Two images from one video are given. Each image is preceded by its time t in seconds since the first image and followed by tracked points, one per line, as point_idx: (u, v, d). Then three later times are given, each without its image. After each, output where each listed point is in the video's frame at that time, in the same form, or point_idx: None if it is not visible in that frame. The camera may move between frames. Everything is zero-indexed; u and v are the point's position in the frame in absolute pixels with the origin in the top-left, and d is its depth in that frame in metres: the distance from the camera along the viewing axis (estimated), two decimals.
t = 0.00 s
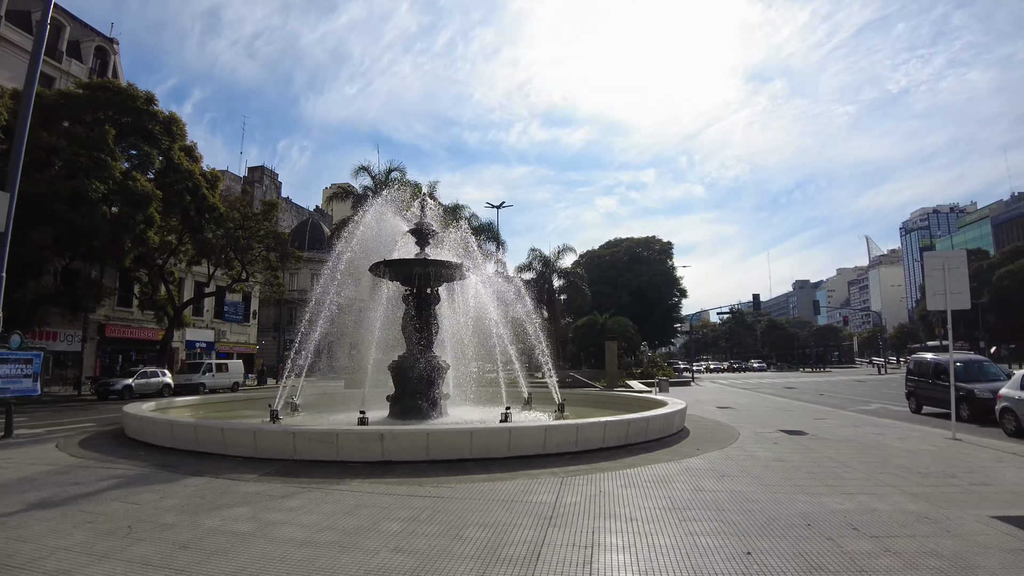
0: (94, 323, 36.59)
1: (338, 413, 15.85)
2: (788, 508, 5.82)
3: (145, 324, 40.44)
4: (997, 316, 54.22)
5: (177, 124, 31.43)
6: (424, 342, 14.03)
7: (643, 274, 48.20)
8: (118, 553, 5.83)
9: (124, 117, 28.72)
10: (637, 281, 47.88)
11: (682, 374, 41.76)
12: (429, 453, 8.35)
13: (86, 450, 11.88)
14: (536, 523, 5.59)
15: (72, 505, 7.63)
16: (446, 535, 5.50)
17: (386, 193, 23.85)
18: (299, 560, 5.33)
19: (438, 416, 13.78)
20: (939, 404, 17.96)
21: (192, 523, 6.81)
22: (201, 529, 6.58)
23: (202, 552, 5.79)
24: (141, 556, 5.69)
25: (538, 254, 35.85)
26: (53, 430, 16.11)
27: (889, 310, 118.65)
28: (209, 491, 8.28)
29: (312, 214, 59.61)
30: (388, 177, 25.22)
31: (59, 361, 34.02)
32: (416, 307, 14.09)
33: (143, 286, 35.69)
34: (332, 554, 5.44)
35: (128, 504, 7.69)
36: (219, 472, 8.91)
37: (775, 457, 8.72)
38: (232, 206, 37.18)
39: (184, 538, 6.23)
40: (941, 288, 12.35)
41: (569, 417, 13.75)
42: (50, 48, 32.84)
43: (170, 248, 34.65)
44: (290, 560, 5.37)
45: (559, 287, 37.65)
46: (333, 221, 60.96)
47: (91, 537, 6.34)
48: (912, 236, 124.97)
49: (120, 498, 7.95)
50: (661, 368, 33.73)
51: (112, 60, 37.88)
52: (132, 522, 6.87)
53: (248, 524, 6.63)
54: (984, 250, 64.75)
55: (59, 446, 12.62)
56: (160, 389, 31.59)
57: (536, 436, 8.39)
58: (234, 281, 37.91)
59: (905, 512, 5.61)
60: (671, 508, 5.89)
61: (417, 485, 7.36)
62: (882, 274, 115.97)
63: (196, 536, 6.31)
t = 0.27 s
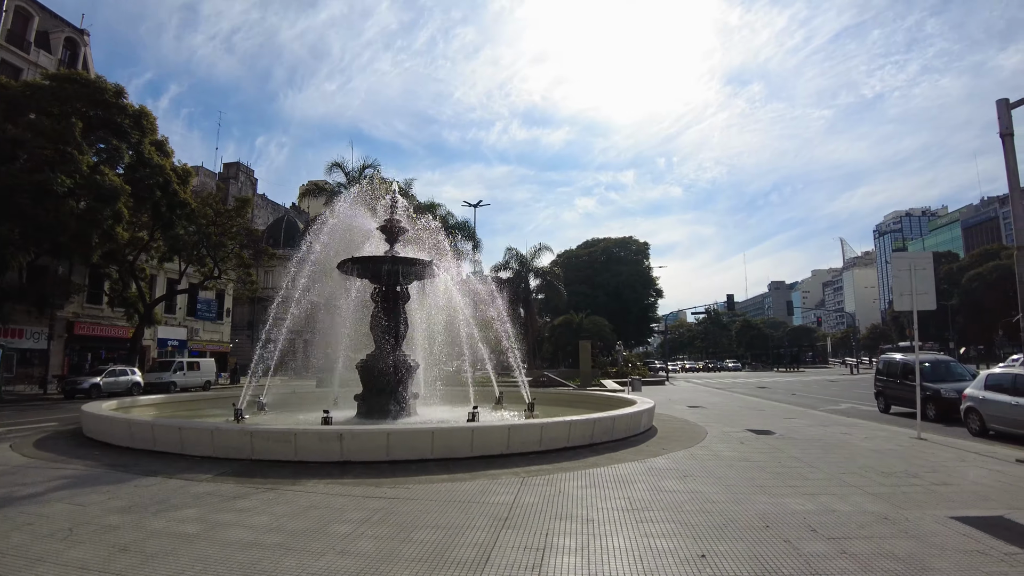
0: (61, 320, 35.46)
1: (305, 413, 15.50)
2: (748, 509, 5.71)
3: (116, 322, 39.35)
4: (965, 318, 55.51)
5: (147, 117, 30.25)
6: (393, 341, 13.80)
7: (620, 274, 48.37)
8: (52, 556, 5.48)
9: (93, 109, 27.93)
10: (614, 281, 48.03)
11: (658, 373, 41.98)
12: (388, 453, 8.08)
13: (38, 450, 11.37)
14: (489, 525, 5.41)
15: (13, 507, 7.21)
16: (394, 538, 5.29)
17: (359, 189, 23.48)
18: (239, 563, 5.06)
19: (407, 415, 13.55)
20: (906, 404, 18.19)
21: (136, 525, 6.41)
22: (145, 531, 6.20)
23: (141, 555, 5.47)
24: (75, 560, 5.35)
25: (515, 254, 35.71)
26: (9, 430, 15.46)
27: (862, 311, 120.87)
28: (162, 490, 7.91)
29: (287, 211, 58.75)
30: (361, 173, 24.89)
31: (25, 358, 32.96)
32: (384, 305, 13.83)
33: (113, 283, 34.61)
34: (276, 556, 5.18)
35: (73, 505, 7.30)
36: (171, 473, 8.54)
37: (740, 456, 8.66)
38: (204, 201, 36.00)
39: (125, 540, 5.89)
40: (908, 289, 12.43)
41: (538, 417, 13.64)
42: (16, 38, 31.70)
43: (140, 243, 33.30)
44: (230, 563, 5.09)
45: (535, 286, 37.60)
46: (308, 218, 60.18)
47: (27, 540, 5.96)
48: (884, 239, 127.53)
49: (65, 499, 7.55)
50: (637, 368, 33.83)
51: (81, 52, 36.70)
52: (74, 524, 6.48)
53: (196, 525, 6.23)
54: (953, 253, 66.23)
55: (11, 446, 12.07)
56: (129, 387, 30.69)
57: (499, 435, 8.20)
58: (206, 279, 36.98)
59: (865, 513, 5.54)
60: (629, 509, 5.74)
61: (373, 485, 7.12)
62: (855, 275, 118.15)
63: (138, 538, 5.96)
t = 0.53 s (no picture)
0: (40, 319, 34.73)
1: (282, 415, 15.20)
2: (721, 515, 5.56)
3: (97, 322, 38.59)
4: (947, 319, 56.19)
5: (128, 115, 29.57)
6: (371, 342, 13.55)
7: (607, 275, 48.39)
8: None
9: (72, 106, 27.39)
10: (600, 282, 47.99)
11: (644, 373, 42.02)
12: (358, 457, 7.85)
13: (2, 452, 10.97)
14: (453, 533, 5.22)
15: None
16: (354, 547, 5.08)
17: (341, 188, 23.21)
18: (190, 573, 4.81)
19: (386, 417, 13.33)
20: (888, 405, 18.22)
21: (90, 531, 6.08)
22: (100, 537, 5.89)
23: (90, 564, 5.18)
24: (19, 569, 5.05)
25: (501, 254, 35.56)
26: None
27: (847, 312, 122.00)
28: (124, 493, 7.59)
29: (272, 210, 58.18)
30: (343, 172, 24.62)
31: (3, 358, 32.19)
32: (362, 305, 13.58)
33: (93, 283, 33.88)
34: (229, 565, 4.94)
35: (28, 509, 6.96)
36: (134, 476, 8.25)
37: (718, 459, 8.55)
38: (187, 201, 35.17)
39: (76, 547, 5.58)
40: (888, 290, 12.38)
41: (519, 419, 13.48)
42: None
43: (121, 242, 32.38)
44: (181, 572, 4.84)
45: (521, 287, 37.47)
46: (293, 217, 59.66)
47: None
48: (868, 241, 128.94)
49: (21, 503, 7.20)
50: (622, 368, 33.78)
51: (62, 47, 36.08)
52: (26, 530, 6.15)
53: (153, 531, 5.94)
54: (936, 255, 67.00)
55: None
56: (109, 388, 30.06)
57: (472, 438, 8.00)
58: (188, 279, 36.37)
59: (840, 519, 5.41)
60: (599, 516, 5.58)
61: (339, 491, 6.90)
62: (841, 277, 119.23)
63: (91, 545, 5.65)
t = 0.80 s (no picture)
0: (27, 318, 34.21)
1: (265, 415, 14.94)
2: (701, 519, 5.40)
3: (85, 320, 38.10)
4: (939, 319, 56.48)
5: (114, 111, 29.03)
6: (355, 341, 13.32)
7: (599, 275, 48.27)
8: None
9: (57, 102, 26.88)
10: (593, 281, 47.87)
11: (636, 373, 41.91)
12: (333, 458, 7.63)
13: None
14: (422, 537, 5.03)
15: None
16: (320, 551, 4.88)
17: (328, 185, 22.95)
18: None
19: (370, 417, 13.12)
20: (878, 405, 18.14)
21: (50, 533, 5.84)
22: (59, 539, 5.65)
23: (44, 568, 4.95)
24: None
25: (492, 253, 35.37)
26: None
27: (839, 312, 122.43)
28: (92, 493, 7.32)
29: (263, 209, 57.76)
30: (332, 169, 24.36)
31: None
32: (345, 304, 13.33)
33: (80, 281, 33.38)
34: (187, 571, 4.73)
35: None
36: (103, 477, 8.01)
37: (703, 460, 8.39)
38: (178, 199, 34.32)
39: (32, 551, 5.34)
40: (877, 289, 12.26)
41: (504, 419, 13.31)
42: None
43: (109, 240, 31.82)
44: None
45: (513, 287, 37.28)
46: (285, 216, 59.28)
47: None
48: (860, 241, 129.57)
49: None
50: (613, 368, 33.68)
51: (50, 44, 35.60)
52: None
53: (116, 534, 5.74)
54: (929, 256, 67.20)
55: None
56: (96, 386, 29.69)
57: (451, 439, 7.80)
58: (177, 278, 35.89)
59: (823, 523, 5.25)
60: (575, 519, 5.40)
61: (311, 493, 6.69)
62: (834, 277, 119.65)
63: (49, 548, 5.41)
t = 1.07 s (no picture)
0: (12, 316, 33.63)
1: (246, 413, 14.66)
2: (680, 523, 5.21)
3: (72, 318, 37.52)
4: (929, 319, 56.87)
5: (100, 107, 28.35)
6: (338, 339, 13.09)
7: (591, 274, 48.17)
8: None
9: (40, 96, 26.17)
10: (584, 280, 47.74)
11: (627, 373, 41.80)
12: (307, 458, 7.39)
13: None
14: (389, 541, 4.82)
15: None
16: (280, 556, 4.66)
17: (315, 182, 22.66)
18: None
19: (353, 417, 12.88)
20: (867, 405, 18.07)
21: (2, 536, 5.55)
22: (11, 543, 5.38)
23: None
24: None
25: (483, 252, 35.14)
26: None
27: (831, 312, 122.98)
28: (53, 494, 7.03)
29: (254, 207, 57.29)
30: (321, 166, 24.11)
31: None
32: (328, 302, 13.08)
33: (66, 279, 32.79)
34: None
35: None
36: (68, 477, 7.73)
37: (688, 461, 8.22)
38: (166, 196, 33.61)
39: None
40: (866, 287, 12.17)
41: (489, 419, 13.15)
42: None
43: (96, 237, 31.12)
44: None
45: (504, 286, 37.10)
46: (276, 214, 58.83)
47: None
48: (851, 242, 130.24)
49: None
50: (603, 367, 33.59)
51: (37, 39, 35.04)
52: None
53: (71, 538, 5.48)
54: (920, 256, 67.49)
55: None
56: (82, 385, 29.21)
57: (428, 439, 7.58)
58: (165, 276, 35.31)
59: (806, 526, 5.09)
60: (549, 522, 5.21)
61: (280, 494, 6.45)
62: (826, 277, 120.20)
63: None
